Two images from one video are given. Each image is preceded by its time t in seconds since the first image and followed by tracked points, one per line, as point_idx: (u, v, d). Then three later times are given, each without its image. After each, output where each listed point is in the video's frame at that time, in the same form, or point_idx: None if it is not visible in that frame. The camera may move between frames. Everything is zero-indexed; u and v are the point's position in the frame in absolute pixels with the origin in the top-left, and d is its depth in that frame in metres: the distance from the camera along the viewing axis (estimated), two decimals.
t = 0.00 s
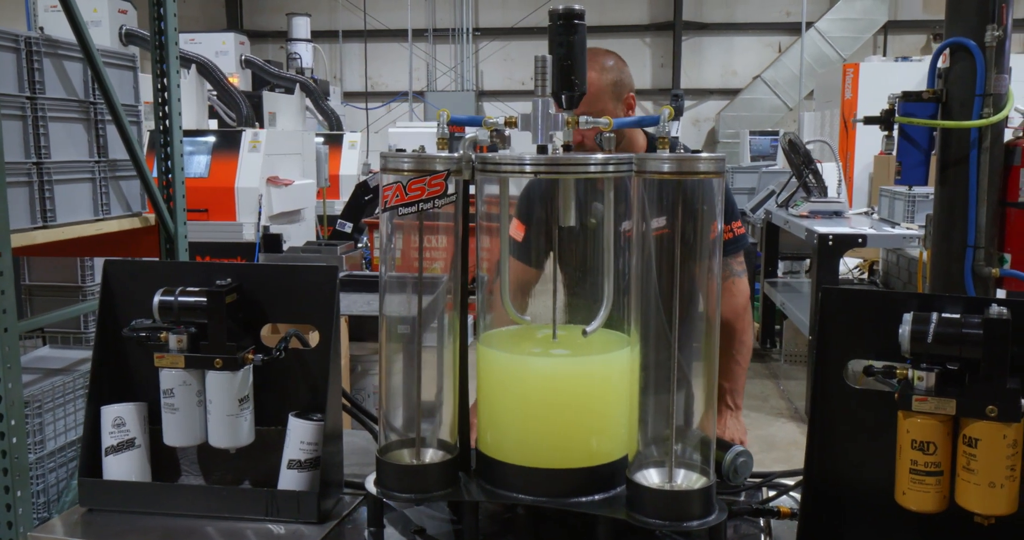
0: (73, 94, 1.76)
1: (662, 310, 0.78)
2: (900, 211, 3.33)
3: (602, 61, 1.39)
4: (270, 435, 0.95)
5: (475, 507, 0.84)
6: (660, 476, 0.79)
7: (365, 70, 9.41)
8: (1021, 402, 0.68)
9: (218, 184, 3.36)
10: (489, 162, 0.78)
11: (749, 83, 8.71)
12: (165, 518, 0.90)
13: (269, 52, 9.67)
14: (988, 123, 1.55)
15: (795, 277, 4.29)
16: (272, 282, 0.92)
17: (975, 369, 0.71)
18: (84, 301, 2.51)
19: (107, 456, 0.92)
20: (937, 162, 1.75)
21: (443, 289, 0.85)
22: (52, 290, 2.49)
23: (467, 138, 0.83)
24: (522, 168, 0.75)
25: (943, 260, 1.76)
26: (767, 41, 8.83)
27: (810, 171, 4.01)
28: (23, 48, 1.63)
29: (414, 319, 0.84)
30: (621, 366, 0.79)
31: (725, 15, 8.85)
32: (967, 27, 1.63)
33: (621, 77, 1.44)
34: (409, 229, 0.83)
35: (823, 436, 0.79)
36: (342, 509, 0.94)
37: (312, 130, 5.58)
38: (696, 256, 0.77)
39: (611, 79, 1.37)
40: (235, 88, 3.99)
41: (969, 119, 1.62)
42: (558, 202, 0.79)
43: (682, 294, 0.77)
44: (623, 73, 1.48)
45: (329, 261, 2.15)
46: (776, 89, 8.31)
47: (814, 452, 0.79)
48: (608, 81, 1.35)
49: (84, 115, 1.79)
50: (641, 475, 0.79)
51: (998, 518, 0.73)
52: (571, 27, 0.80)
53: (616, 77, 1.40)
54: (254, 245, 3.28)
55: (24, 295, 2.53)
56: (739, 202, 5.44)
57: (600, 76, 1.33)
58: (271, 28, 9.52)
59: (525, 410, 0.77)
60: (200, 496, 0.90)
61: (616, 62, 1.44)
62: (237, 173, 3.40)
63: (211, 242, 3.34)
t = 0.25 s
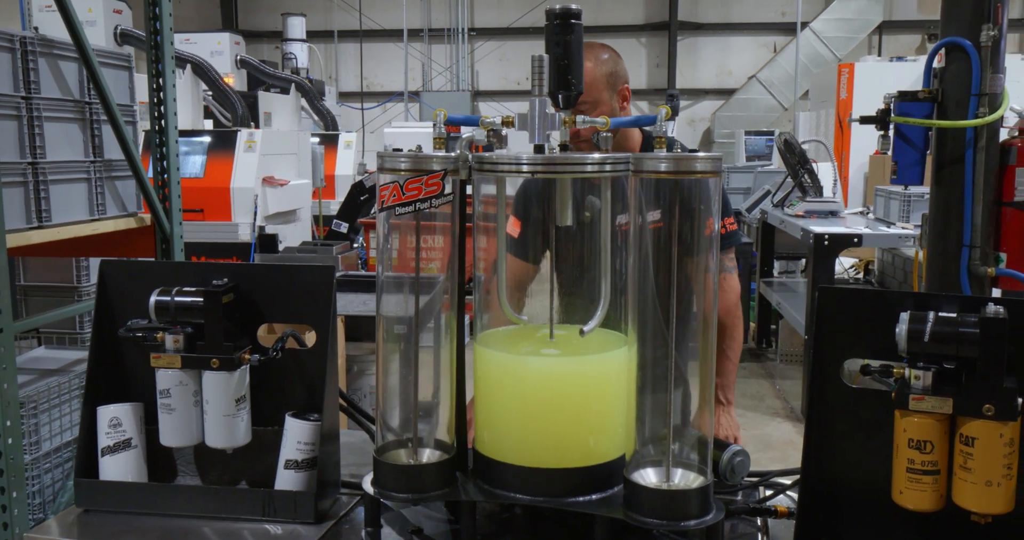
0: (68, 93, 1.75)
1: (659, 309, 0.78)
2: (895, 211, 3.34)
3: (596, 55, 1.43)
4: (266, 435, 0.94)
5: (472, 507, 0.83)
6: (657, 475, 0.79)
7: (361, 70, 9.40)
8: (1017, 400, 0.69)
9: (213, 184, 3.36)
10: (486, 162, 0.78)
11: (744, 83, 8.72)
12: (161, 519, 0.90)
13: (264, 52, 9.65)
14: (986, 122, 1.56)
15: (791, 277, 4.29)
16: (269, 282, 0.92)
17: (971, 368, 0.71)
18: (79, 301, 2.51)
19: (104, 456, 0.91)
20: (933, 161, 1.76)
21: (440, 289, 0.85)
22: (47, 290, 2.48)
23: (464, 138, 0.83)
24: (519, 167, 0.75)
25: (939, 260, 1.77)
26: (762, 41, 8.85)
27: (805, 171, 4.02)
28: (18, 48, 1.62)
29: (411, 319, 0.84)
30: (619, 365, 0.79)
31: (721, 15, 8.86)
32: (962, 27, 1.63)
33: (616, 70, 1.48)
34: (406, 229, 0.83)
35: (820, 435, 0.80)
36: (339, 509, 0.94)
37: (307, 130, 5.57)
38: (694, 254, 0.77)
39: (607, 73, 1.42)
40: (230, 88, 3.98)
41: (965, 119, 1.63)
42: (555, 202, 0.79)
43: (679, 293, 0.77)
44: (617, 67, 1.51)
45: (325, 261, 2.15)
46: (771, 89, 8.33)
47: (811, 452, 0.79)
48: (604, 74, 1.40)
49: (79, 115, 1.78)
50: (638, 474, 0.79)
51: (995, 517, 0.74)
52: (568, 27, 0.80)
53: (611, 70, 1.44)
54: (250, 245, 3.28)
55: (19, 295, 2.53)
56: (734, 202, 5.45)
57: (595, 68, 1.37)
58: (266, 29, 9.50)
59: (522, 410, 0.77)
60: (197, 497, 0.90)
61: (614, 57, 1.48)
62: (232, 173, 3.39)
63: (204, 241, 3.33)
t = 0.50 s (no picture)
0: (64, 94, 1.75)
1: (657, 309, 0.78)
2: (891, 211, 3.35)
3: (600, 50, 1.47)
4: (263, 435, 0.94)
5: (469, 507, 0.83)
6: (654, 475, 0.79)
7: (357, 70, 9.39)
8: (1014, 400, 0.69)
9: (209, 184, 3.35)
10: (483, 162, 0.78)
11: (740, 83, 8.74)
12: (157, 519, 0.90)
13: (260, 53, 9.64)
14: (981, 121, 1.56)
15: (787, 277, 4.30)
16: (266, 283, 0.92)
17: (969, 368, 0.71)
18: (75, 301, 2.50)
19: (100, 457, 0.91)
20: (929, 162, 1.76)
21: (437, 289, 0.85)
22: (42, 290, 2.48)
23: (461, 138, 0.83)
24: (516, 168, 0.75)
25: (935, 260, 1.77)
26: (758, 41, 8.86)
27: (801, 171, 4.03)
28: (13, 48, 1.62)
29: (408, 319, 0.84)
30: (616, 366, 0.79)
31: (717, 15, 8.87)
32: (958, 27, 1.64)
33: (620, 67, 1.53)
34: (403, 229, 0.83)
35: (817, 435, 0.80)
36: (336, 509, 0.94)
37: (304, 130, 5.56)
38: (691, 254, 0.77)
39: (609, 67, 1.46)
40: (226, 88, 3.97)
41: (961, 119, 1.63)
42: (552, 202, 0.79)
43: (676, 293, 0.77)
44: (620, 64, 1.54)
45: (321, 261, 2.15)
46: (767, 89, 8.34)
47: (808, 452, 0.80)
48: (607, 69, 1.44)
49: (75, 115, 1.78)
50: (635, 474, 0.79)
51: (992, 516, 0.74)
52: (565, 27, 0.79)
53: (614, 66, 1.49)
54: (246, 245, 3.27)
55: (15, 295, 2.52)
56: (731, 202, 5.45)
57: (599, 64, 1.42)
58: (262, 29, 9.49)
59: (519, 411, 0.77)
60: (194, 497, 0.90)
61: (616, 54, 1.53)
62: (228, 174, 3.38)
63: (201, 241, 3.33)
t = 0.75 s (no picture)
0: (60, 94, 1.75)
1: (655, 309, 0.78)
2: (888, 211, 3.35)
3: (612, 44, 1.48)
4: (261, 436, 0.94)
5: (467, 507, 0.83)
6: (652, 474, 0.79)
7: (354, 70, 9.38)
8: (1011, 399, 0.69)
9: (205, 185, 3.35)
10: (480, 162, 0.78)
11: (737, 83, 8.75)
12: (155, 520, 0.90)
13: (256, 53, 9.63)
14: (978, 121, 1.56)
15: (784, 277, 4.30)
16: (264, 283, 0.92)
17: (965, 368, 0.71)
18: (72, 302, 2.50)
19: (98, 458, 0.91)
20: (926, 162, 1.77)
21: (435, 289, 0.85)
22: (38, 291, 2.47)
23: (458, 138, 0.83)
24: (513, 168, 0.75)
25: (932, 260, 1.78)
26: (754, 41, 8.87)
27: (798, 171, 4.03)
28: (10, 48, 1.62)
29: (406, 319, 0.84)
30: (614, 366, 0.79)
31: (713, 15, 8.88)
32: (955, 27, 1.64)
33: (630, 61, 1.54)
34: (400, 229, 0.83)
35: (814, 435, 0.80)
36: (333, 510, 0.94)
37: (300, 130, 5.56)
38: (688, 253, 0.77)
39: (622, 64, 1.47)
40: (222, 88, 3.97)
41: (957, 119, 1.63)
42: (549, 203, 0.79)
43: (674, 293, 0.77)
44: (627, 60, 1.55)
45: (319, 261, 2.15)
46: (764, 89, 8.35)
47: (806, 452, 0.80)
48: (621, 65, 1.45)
49: (72, 115, 1.78)
50: (632, 474, 0.79)
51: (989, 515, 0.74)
52: (562, 27, 0.80)
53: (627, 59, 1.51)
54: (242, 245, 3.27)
55: (11, 296, 2.52)
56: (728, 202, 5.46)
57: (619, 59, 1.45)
58: (258, 29, 9.48)
59: (517, 411, 0.77)
60: (191, 497, 0.90)
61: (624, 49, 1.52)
62: (225, 174, 3.38)
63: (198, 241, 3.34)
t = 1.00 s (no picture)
0: (48, 95, 1.73)
1: (646, 309, 0.78)
2: (875, 211, 3.38)
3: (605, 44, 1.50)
4: (252, 438, 0.94)
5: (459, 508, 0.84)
6: (642, 474, 0.80)
7: (341, 71, 9.36)
8: (998, 398, 0.70)
9: (194, 185, 3.33)
10: (471, 164, 0.78)
11: (724, 84, 8.79)
12: (145, 523, 0.89)
13: (243, 53, 9.59)
14: (964, 123, 1.58)
15: (772, 277, 4.33)
16: (254, 286, 0.92)
17: (954, 367, 0.72)
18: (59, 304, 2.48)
19: (88, 460, 0.90)
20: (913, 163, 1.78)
21: (426, 290, 0.85)
22: (24, 292, 2.45)
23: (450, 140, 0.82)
24: (504, 169, 0.75)
25: (919, 260, 1.79)
26: (741, 42, 8.92)
27: (785, 171, 4.05)
28: None
29: (398, 321, 0.84)
30: (605, 368, 0.79)
31: (700, 16, 8.92)
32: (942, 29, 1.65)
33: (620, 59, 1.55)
34: (392, 231, 0.82)
35: (804, 434, 0.80)
36: (325, 511, 0.93)
37: (288, 130, 5.53)
38: (679, 254, 0.77)
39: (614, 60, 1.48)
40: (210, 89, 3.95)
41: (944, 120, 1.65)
42: (540, 203, 0.79)
43: (665, 294, 0.78)
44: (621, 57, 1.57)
45: (308, 263, 2.14)
46: (751, 89, 8.39)
47: (796, 452, 0.80)
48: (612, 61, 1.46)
49: (60, 116, 1.76)
50: (624, 474, 0.80)
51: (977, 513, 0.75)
52: (553, 29, 0.80)
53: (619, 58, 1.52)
54: (230, 246, 3.26)
55: None
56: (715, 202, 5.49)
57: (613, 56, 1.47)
58: (245, 29, 9.44)
59: (509, 413, 0.77)
60: (181, 500, 0.89)
61: (621, 46, 1.55)
62: (213, 175, 3.36)
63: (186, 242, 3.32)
